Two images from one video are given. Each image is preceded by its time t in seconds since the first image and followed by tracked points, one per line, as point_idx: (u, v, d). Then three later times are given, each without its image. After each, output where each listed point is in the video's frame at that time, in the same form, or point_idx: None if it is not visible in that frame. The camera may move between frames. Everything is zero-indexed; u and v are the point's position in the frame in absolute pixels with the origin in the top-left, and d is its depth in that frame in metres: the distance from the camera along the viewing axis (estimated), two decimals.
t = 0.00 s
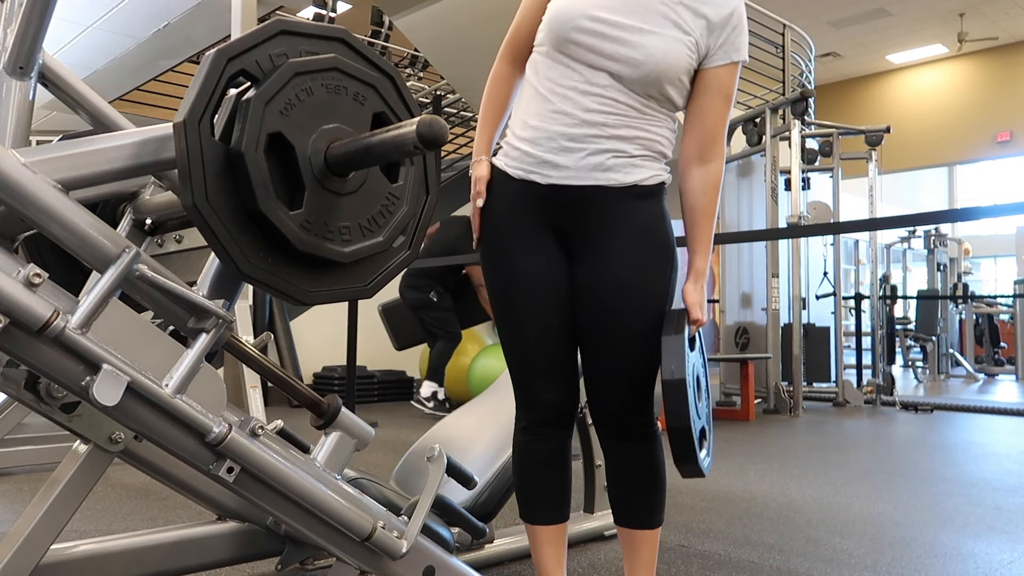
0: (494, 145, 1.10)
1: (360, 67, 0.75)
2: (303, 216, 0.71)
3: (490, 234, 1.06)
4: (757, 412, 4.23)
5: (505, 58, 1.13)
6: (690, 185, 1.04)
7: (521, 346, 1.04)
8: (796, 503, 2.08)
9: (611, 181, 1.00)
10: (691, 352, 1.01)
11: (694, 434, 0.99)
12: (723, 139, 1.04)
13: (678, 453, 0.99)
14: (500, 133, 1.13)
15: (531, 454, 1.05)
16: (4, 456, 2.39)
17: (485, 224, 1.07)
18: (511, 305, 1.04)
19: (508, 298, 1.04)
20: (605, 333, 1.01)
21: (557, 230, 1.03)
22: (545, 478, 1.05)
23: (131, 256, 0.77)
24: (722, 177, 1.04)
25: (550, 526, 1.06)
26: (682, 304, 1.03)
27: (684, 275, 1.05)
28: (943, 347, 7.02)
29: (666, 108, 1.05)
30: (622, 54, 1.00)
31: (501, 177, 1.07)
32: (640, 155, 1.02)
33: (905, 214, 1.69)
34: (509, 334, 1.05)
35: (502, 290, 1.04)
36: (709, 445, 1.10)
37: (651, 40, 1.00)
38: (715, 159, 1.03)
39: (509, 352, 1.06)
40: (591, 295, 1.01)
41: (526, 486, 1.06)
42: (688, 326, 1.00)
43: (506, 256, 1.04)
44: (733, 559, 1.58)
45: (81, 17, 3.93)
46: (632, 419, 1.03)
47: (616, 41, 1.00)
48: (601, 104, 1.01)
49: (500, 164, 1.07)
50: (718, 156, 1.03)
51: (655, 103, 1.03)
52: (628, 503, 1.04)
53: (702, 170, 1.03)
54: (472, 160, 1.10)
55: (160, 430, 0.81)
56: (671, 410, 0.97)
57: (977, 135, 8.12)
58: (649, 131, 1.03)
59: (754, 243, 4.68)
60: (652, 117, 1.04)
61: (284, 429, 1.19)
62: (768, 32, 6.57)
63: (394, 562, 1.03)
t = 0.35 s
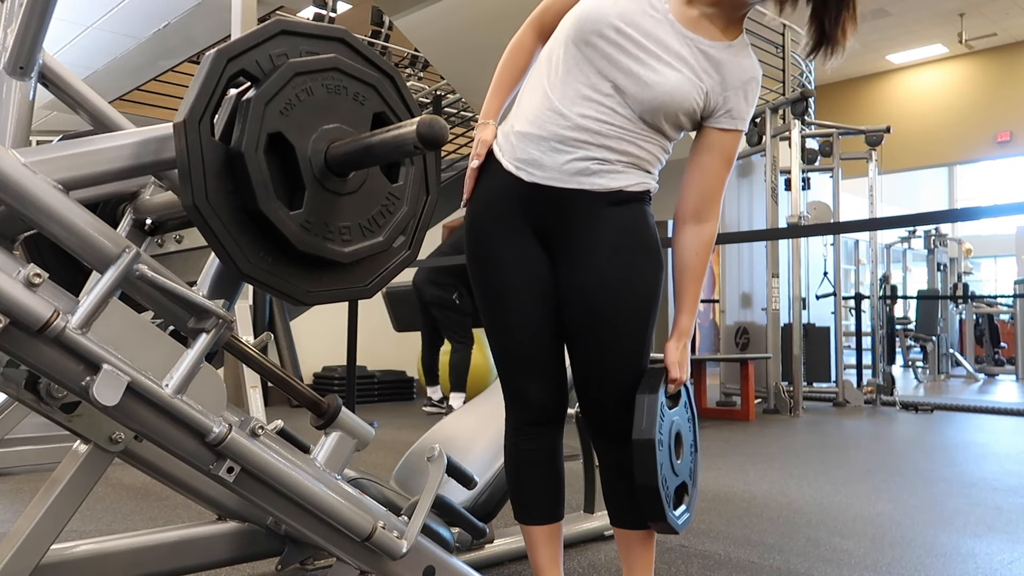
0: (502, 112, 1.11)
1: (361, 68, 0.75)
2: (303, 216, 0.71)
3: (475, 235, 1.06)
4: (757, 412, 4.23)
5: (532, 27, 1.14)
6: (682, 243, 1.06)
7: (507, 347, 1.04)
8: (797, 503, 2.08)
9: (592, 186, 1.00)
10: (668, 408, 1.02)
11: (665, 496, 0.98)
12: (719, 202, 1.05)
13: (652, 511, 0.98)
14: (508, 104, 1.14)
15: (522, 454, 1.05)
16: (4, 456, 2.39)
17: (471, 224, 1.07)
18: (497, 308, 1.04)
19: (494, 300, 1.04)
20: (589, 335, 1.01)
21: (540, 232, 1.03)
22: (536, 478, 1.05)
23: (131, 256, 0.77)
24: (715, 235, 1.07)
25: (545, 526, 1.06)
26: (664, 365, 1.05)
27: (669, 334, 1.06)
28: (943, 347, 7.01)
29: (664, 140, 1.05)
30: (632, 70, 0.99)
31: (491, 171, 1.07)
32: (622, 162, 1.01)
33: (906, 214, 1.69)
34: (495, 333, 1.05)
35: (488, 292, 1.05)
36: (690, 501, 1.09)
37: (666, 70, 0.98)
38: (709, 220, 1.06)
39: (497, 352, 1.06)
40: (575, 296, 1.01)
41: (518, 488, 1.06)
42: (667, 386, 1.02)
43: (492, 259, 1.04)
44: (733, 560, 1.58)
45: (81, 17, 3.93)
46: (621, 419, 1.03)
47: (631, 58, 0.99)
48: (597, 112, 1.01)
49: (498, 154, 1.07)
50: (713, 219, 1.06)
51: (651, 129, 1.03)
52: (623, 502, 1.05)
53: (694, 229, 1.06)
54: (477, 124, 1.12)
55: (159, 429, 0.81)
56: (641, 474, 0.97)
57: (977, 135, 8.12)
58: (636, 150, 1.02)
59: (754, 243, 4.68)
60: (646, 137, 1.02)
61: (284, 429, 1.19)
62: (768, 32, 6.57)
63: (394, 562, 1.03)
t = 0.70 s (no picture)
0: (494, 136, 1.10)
1: (360, 67, 0.75)
2: (303, 216, 0.71)
3: (483, 235, 1.05)
4: (757, 412, 4.23)
5: (515, 46, 1.11)
6: (689, 214, 1.06)
7: (516, 346, 1.04)
8: (797, 503, 2.08)
9: (610, 185, 1.01)
10: (677, 376, 1.02)
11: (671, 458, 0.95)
12: (726, 170, 1.05)
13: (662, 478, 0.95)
14: (507, 113, 1.11)
15: (528, 454, 1.06)
16: (5, 456, 2.39)
17: (479, 223, 1.06)
18: (506, 306, 1.03)
19: (503, 299, 1.03)
20: (601, 335, 1.01)
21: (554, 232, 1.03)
22: (542, 478, 1.05)
23: (131, 256, 0.77)
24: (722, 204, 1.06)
25: (548, 526, 1.06)
26: (672, 331, 1.04)
27: (679, 300, 1.05)
28: (943, 347, 7.01)
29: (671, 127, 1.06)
30: (639, 65, 1.00)
31: (497, 173, 1.07)
32: (637, 161, 1.02)
33: (906, 213, 1.69)
34: (505, 332, 1.04)
35: (497, 291, 1.04)
36: (698, 467, 1.07)
37: (672, 57, 1.00)
38: (716, 188, 1.05)
39: (503, 352, 1.06)
40: (588, 297, 1.01)
41: (524, 487, 1.06)
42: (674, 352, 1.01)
43: (502, 257, 1.03)
44: (734, 560, 1.58)
45: (81, 18, 3.93)
46: (629, 418, 1.03)
47: (635, 52, 1.00)
48: (609, 115, 1.01)
49: (503, 158, 1.07)
50: (719, 187, 1.05)
51: (661, 119, 1.04)
52: (625, 501, 1.05)
53: (702, 198, 1.05)
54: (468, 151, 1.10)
55: (159, 430, 0.81)
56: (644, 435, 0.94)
57: (977, 135, 8.12)
58: (650, 143, 1.03)
59: (754, 243, 4.68)
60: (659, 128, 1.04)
61: (284, 429, 1.19)
62: (768, 32, 6.57)
63: (394, 562, 1.03)
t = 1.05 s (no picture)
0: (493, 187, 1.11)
1: (360, 67, 0.75)
2: (303, 216, 0.71)
3: (504, 237, 1.06)
4: (757, 412, 4.23)
5: (499, 90, 1.13)
6: (697, 150, 1.06)
7: (533, 345, 1.03)
8: (797, 503, 2.08)
9: (632, 181, 1.01)
10: (707, 310, 1.01)
11: (704, 389, 0.96)
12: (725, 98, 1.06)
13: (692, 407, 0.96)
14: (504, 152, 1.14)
15: (537, 453, 1.05)
16: (5, 456, 2.39)
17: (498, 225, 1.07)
18: (525, 304, 1.03)
19: (521, 298, 1.03)
20: (618, 336, 1.01)
21: (574, 232, 1.04)
22: (552, 477, 1.05)
23: (131, 256, 0.77)
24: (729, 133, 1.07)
25: (554, 526, 1.06)
26: (698, 265, 1.03)
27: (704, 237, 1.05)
28: (943, 347, 7.01)
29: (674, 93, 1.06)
30: (627, 40, 1.01)
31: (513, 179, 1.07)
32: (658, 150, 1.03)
33: (905, 214, 1.69)
34: (522, 335, 1.04)
35: (517, 290, 1.04)
36: (733, 407, 1.06)
37: (653, 18, 1.01)
38: (719, 119, 1.05)
39: (519, 355, 1.06)
40: (607, 297, 1.01)
41: (532, 485, 1.06)
42: (703, 286, 1.00)
43: (522, 256, 1.03)
44: (734, 559, 1.58)
45: (81, 17, 3.93)
46: (641, 418, 1.03)
47: (616, 30, 1.01)
48: (615, 102, 1.02)
49: (516, 164, 1.07)
50: (723, 118, 1.05)
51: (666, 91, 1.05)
52: (633, 502, 1.04)
53: (707, 133, 1.05)
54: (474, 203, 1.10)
55: (159, 430, 0.81)
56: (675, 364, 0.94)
57: (977, 134, 8.12)
58: (662, 113, 1.04)
59: (754, 243, 4.68)
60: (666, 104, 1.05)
61: (284, 429, 1.19)
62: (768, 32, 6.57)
63: (394, 562, 1.03)
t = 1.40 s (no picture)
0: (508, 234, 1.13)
1: (360, 67, 0.75)
2: (303, 216, 0.71)
3: (521, 237, 1.07)
4: (757, 412, 4.23)
5: (494, 135, 1.13)
6: (692, 102, 1.07)
7: (546, 345, 1.04)
8: (798, 503, 2.08)
9: (643, 176, 1.01)
10: (724, 253, 1.01)
11: (723, 332, 0.96)
12: (705, 43, 1.05)
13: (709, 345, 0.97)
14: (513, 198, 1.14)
15: (546, 453, 1.05)
16: (5, 456, 2.39)
17: (516, 225, 1.07)
18: (541, 303, 1.04)
19: (537, 297, 1.04)
20: (632, 335, 1.01)
21: (591, 232, 1.04)
22: (561, 476, 1.05)
23: (131, 256, 0.77)
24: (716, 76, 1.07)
25: (559, 526, 1.06)
26: (714, 210, 1.04)
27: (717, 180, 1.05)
28: (943, 347, 7.01)
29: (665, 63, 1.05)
30: (605, 29, 1.01)
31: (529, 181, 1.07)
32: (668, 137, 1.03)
33: (906, 214, 1.69)
34: (536, 335, 1.05)
35: (532, 290, 1.05)
36: (755, 350, 1.08)
37: None
38: (704, 66, 1.06)
39: (533, 356, 1.06)
40: (622, 297, 1.01)
41: (539, 485, 1.06)
42: (719, 229, 1.01)
43: (539, 256, 1.04)
44: (735, 559, 1.58)
45: (81, 18, 3.93)
46: (653, 417, 1.03)
47: (587, 24, 1.02)
48: (611, 90, 1.02)
49: (530, 169, 1.07)
50: (707, 63, 1.06)
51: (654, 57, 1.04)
52: (639, 501, 1.04)
53: (698, 84, 1.06)
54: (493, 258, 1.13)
55: (160, 430, 0.81)
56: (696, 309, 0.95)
57: (977, 134, 8.12)
58: (661, 91, 1.04)
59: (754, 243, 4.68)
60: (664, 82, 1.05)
61: (285, 429, 1.19)
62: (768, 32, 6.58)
63: (394, 562, 1.03)
